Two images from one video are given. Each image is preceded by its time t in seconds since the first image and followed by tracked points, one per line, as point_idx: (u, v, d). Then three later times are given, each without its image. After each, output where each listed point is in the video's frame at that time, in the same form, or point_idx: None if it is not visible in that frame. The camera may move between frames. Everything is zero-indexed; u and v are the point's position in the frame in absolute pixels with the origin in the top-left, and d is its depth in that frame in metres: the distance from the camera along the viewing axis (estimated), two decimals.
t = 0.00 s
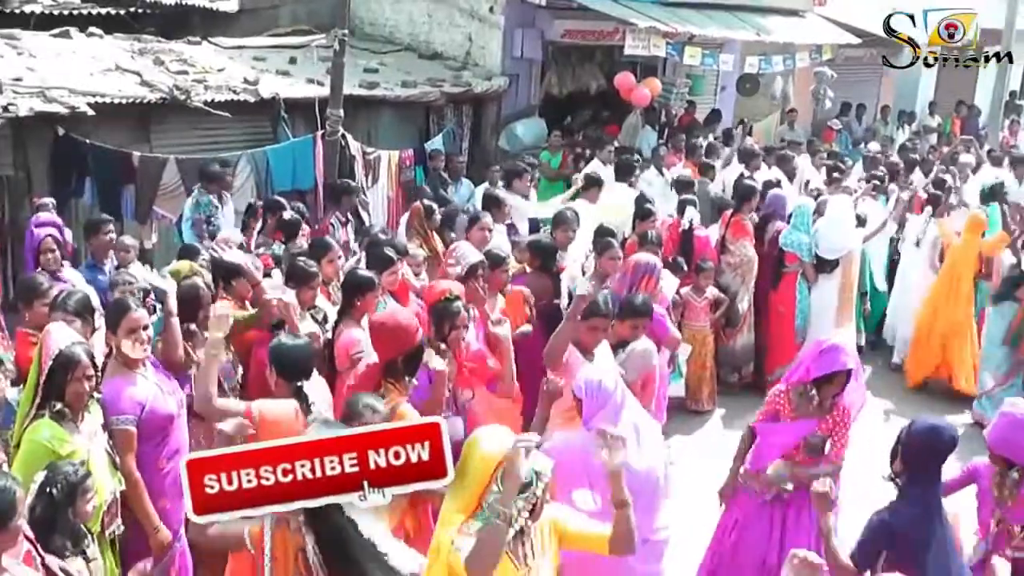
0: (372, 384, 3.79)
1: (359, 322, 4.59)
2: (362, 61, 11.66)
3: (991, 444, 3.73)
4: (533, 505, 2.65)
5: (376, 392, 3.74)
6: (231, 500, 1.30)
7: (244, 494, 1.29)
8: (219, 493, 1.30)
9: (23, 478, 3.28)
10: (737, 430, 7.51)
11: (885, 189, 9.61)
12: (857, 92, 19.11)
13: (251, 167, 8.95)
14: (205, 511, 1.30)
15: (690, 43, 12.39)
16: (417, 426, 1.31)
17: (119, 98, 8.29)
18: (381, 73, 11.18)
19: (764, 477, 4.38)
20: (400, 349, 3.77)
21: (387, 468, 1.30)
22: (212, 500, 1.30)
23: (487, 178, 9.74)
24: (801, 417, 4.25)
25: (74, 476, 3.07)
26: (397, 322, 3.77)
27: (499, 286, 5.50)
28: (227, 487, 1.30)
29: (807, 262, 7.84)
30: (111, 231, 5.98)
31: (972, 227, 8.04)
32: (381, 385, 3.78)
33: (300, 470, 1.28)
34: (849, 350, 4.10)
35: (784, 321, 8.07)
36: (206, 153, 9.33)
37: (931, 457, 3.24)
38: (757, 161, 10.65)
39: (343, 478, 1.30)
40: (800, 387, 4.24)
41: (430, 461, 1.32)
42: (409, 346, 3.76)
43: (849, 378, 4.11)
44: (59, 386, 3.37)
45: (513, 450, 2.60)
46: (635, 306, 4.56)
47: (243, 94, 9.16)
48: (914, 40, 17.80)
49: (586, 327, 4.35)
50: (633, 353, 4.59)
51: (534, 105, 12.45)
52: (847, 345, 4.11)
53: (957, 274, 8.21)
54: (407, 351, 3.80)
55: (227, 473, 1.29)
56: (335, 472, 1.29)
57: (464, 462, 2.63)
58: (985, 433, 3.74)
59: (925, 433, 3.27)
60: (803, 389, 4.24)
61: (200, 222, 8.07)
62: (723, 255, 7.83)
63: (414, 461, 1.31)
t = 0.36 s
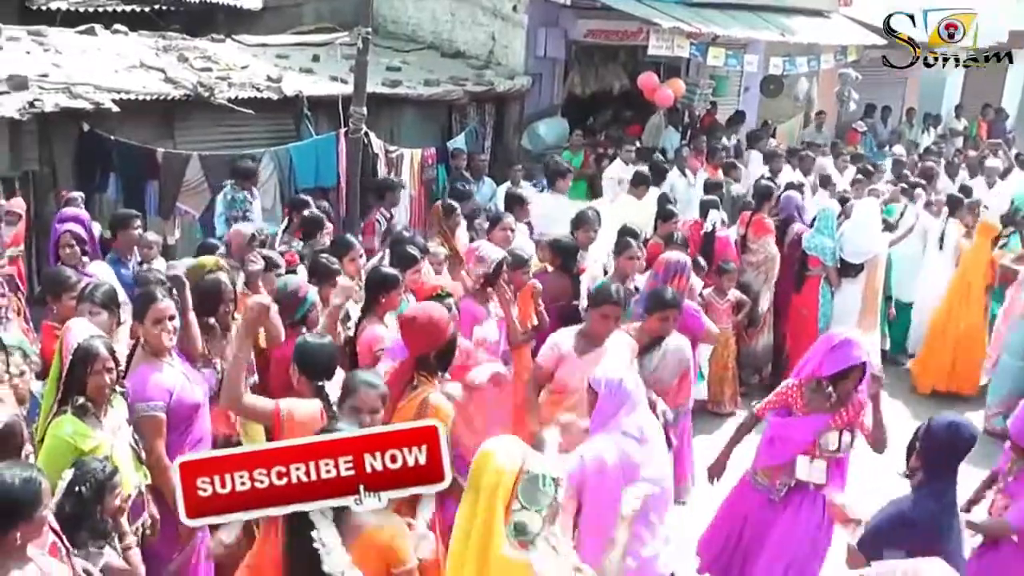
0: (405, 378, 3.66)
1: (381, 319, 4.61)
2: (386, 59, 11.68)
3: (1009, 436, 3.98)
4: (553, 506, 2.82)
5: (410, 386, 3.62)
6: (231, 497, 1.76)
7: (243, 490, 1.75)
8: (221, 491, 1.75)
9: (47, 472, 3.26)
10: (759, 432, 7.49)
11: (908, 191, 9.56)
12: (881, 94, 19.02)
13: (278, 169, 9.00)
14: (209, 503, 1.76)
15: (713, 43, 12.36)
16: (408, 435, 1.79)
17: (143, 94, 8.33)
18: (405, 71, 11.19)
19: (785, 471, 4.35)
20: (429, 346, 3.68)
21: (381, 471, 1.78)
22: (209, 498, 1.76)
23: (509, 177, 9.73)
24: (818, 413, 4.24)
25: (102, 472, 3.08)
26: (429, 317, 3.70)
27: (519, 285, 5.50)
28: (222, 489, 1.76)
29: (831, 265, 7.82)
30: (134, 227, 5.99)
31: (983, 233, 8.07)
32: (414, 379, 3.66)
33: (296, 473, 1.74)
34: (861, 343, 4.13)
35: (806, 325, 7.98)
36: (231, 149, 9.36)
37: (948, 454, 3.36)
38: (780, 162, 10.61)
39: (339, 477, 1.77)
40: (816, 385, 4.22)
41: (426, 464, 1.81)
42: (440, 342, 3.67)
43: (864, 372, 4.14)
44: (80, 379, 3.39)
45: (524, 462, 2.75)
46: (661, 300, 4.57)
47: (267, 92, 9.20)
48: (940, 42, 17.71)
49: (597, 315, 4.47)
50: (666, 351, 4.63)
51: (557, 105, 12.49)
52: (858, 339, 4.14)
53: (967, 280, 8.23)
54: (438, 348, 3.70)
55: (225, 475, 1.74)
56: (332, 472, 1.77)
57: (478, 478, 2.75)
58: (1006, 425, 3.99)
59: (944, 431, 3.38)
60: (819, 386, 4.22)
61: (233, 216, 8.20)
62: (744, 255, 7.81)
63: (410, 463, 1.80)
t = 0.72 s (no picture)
0: (453, 378, 3.59)
1: (426, 316, 4.60)
2: (431, 57, 11.68)
3: None
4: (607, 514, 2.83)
5: (457, 386, 3.56)
6: (224, 501, 1.72)
7: (236, 494, 1.70)
8: (215, 493, 1.71)
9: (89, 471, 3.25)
10: (805, 434, 7.43)
11: (958, 191, 9.44)
12: (928, 93, 18.84)
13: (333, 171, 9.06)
14: (201, 506, 1.72)
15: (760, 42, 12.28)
16: (409, 438, 1.78)
17: (190, 92, 8.37)
18: (450, 70, 11.19)
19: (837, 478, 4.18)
20: (483, 345, 3.57)
21: (378, 474, 1.78)
22: (201, 501, 1.72)
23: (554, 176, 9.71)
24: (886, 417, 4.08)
25: (151, 468, 3.08)
26: (484, 317, 3.57)
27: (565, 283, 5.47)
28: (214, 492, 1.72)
29: (877, 268, 7.72)
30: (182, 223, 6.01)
31: None
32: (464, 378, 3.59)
33: (290, 476, 1.70)
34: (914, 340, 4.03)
35: (854, 328, 7.90)
36: (276, 146, 9.40)
37: (1011, 467, 3.31)
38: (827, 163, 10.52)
39: (337, 480, 1.74)
40: (868, 387, 4.04)
41: (421, 467, 1.81)
42: (494, 343, 3.56)
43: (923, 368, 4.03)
44: (125, 381, 3.38)
45: (579, 470, 2.77)
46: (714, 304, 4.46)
47: (313, 89, 9.23)
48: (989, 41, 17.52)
49: (618, 322, 4.21)
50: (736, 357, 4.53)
51: (603, 104, 12.47)
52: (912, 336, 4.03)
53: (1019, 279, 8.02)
54: (492, 348, 3.60)
55: (220, 478, 1.70)
56: (328, 475, 1.73)
57: (534, 485, 2.77)
58: None
59: (1002, 444, 3.33)
60: (878, 388, 4.03)
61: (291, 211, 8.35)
62: (793, 255, 7.75)
63: (405, 465, 1.80)
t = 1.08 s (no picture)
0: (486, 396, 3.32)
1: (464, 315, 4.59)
2: (472, 56, 11.67)
3: None
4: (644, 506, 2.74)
5: (490, 408, 3.29)
6: (221, 503, 1.90)
7: (232, 496, 1.87)
8: (212, 495, 1.89)
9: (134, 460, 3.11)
10: (845, 440, 7.35)
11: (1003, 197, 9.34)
12: (971, 97, 18.68)
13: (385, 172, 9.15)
14: (201, 506, 1.91)
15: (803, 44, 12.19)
16: (405, 442, 1.93)
17: (232, 88, 8.39)
18: (491, 69, 11.17)
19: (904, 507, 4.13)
20: (519, 364, 3.32)
21: (372, 477, 1.91)
22: (198, 501, 1.90)
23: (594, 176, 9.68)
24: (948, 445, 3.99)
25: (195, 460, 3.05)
26: (520, 335, 3.30)
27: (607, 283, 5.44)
28: (211, 494, 1.91)
29: (921, 273, 7.64)
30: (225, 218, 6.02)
31: None
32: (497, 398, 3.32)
33: (285, 478, 1.84)
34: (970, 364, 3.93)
35: (895, 333, 7.84)
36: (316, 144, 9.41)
37: None
38: (870, 166, 10.44)
39: (331, 483, 1.87)
40: (930, 414, 3.97)
41: (418, 471, 1.96)
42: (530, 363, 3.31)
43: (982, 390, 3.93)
44: (189, 384, 3.33)
45: (615, 457, 2.72)
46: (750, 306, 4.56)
47: (353, 87, 9.24)
48: None
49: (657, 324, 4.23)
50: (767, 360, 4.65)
51: (644, 105, 12.40)
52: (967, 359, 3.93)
53: None
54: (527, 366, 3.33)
55: (218, 480, 1.87)
56: (323, 478, 1.86)
57: (573, 465, 2.76)
58: None
59: None
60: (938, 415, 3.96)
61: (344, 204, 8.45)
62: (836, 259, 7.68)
63: (402, 469, 1.94)
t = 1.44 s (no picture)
0: (501, 409, 3.52)
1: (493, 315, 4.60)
2: (501, 55, 11.67)
3: None
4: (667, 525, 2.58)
5: (507, 419, 3.51)
6: (217, 505, 1.61)
7: (225, 499, 1.59)
8: (204, 498, 1.60)
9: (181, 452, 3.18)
10: (876, 440, 7.31)
11: None
12: (1004, 96, 18.55)
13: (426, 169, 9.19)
14: (189, 511, 1.61)
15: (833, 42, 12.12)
16: (404, 444, 1.62)
17: (261, 87, 8.43)
18: (521, 67, 11.18)
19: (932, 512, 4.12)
20: (533, 372, 3.55)
21: (371, 481, 1.61)
22: (193, 505, 1.61)
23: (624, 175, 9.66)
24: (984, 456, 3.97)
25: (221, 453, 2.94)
26: (532, 344, 3.56)
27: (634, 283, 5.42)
28: (206, 496, 1.61)
29: (954, 272, 7.57)
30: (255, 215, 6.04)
31: None
32: (513, 408, 3.53)
33: (281, 481, 1.57)
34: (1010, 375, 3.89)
35: (927, 334, 7.79)
36: (345, 142, 9.43)
37: None
38: (901, 166, 10.38)
39: (325, 486, 1.58)
40: (965, 423, 3.94)
41: (417, 476, 1.65)
42: (543, 369, 3.54)
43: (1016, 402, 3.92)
44: (235, 374, 3.27)
45: (642, 468, 2.57)
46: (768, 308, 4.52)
47: (383, 85, 9.26)
48: None
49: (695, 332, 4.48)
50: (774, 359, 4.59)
51: (673, 104, 12.36)
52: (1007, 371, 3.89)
53: None
54: (541, 373, 3.57)
55: (211, 482, 1.59)
56: (318, 480, 1.58)
57: (597, 474, 2.61)
58: None
59: None
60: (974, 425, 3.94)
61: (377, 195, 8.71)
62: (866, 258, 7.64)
63: (399, 473, 1.63)
